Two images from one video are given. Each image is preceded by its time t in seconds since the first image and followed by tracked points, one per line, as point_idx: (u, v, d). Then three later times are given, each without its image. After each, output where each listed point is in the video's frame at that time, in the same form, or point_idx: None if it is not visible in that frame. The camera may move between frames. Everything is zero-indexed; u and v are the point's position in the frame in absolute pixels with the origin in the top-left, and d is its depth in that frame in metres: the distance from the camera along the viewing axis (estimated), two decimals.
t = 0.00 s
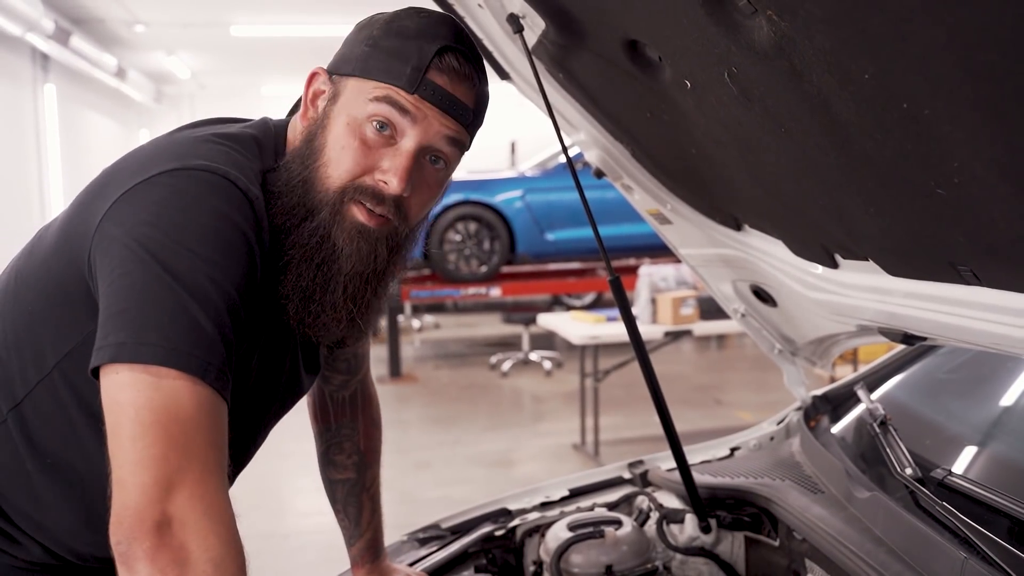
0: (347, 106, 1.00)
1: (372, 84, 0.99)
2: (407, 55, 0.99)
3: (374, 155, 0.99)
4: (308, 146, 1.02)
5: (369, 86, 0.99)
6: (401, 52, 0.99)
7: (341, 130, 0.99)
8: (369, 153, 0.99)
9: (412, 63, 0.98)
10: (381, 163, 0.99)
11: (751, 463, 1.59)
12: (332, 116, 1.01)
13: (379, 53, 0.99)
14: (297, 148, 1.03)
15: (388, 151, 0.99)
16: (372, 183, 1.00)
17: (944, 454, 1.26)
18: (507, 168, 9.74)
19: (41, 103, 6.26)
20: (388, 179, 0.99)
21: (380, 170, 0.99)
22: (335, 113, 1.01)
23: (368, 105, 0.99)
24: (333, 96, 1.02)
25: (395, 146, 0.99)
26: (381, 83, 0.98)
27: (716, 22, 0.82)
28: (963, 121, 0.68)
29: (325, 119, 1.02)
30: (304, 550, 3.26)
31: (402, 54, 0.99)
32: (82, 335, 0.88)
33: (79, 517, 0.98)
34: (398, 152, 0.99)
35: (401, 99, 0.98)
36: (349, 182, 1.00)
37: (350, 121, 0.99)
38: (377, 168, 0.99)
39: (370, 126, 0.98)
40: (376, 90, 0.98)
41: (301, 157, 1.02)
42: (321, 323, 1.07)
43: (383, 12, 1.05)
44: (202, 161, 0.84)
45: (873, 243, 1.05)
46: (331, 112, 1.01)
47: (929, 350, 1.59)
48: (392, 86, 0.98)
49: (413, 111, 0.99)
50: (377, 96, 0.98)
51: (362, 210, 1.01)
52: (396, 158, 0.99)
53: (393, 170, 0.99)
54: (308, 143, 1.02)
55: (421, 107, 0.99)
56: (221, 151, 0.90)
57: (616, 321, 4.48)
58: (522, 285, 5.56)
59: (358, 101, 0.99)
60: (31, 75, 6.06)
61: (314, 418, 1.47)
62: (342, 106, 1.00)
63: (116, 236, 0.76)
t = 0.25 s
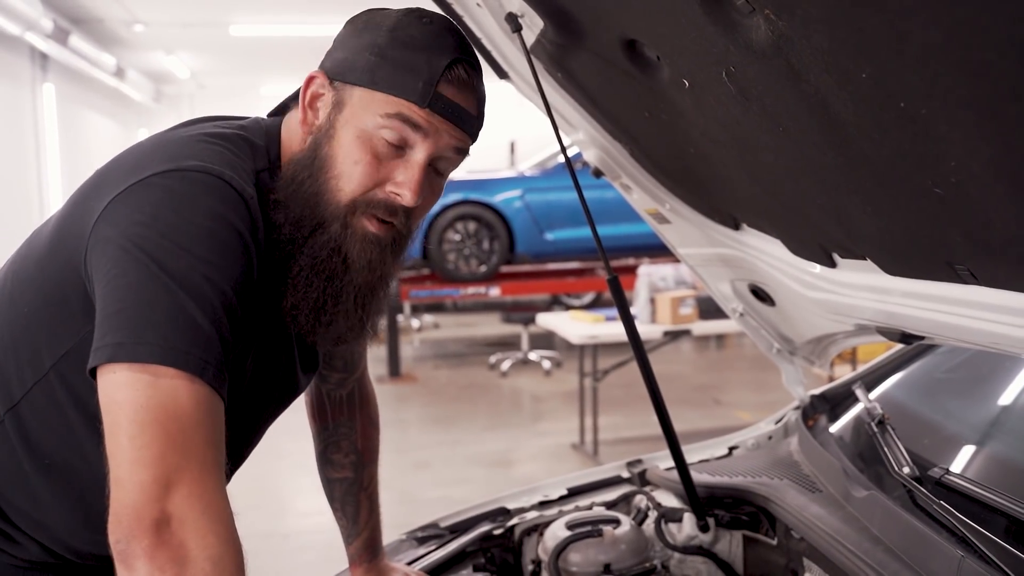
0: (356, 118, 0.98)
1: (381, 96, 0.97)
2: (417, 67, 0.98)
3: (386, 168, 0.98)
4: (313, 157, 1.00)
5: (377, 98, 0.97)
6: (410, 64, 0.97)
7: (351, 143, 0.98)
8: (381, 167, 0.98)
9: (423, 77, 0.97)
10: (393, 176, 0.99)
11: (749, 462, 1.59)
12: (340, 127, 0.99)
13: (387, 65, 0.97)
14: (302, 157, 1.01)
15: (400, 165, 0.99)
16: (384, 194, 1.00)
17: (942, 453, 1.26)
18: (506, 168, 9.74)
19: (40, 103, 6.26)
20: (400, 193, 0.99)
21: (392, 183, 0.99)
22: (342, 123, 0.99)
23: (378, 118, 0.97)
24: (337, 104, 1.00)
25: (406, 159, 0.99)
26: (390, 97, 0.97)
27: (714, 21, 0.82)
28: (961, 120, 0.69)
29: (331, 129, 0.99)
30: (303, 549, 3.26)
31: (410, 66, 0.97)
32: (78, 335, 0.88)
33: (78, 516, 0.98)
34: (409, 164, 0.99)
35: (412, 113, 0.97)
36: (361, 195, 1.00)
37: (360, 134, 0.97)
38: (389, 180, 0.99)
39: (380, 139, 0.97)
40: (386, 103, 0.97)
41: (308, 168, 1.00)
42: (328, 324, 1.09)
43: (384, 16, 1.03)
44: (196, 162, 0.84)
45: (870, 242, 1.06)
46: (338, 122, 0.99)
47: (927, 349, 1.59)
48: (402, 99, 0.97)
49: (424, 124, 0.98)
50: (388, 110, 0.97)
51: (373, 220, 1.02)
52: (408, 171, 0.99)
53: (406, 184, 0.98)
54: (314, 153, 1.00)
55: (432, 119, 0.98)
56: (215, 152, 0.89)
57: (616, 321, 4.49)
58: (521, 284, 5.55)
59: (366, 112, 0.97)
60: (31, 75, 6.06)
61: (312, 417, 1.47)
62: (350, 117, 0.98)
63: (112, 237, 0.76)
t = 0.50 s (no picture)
0: (362, 135, 0.97)
1: (388, 112, 0.96)
2: (420, 83, 0.97)
3: (397, 179, 1.00)
4: (320, 172, 0.99)
5: (384, 115, 0.96)
6: (412, 80, 0.97)
7: (361, 160, 0.97)
8: (391, 179, 0.99)
9: (429, 94, 0.97)
10: (404, 185, 1.01)
11: (746, 461, 1.59)
12: (346, 144, 0.97)
13: (391, 81, 0.96)
14: (307, 172, 0.99)
15: (409, 175, 1.00)
16: (395, 201, 1.03)
17: (940, 453, 1.26)
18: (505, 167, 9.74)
19: (38, 102, 6.26)
20: (412, 200, 1.02)
21: (402, 191, 1.02)
22: (348, 140, 0.97)
23: (387, 134, 0.97)
24: (340, 120, 0.97)
25: (415, 169, 1.00)
26: (399, 114, 0.96)
27: (711, 22, 0.82)
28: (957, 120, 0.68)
29: (337, 146, 0.98)
30: (302, 549, 3.26)
31: (413, 81, 0.97)
32: (74, 338, 0.88)
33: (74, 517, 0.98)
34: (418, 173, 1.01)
35: (420, 127, 0.97)
36: (371, 204, 1.01)
37: (369, 150, 0.97)
38: (400, 189, 1.01)
39: (390, 154, 0.98)
40: (394, 119, 0.96)
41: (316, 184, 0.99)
42: (335, 312, 1.13)
43: (376, 24, 1.00)
44: (185, 171, 0.84)
45: (867, 242, 1.06)
46: (344, 139, 0.97)
47: (926, 349, 1.59)
48: (410, 114, 0.97)
49: (431, 135, 0.99)
50: (396, 125, 0.97)
51: (383, 222, 1.05)
52: (416, 179, 1.01)
53: (419, 193, 1.01)
54: (320, 169, 0.99)
55: (438, 130, 0.99)
56: (207, 160, 0.89)
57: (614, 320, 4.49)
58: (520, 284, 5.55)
59: (374, 129, 0.97)
60: (29, 75, 6.06)
61: (305, 417, 1.47)
62: (356, 134, 0.97)
63: (105, 244, 0.76)
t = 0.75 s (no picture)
0: (348, 133, 0.97)
1: (373, 113, 0.97)
2: (407, 87, 0.98)
3: (378, 177, 1.01)
4: (303, 169, 0.99)
5: (370, 115, 0.97)
6: (400, 84, 0.98)
7: (345, 158, 0.98)
8: (373, 177, 1.00)
9: (414, 98, 0.98)
10: (384, 183, 1.02)
11: (744, 460, 1.59)
12: (331, 142, 0.98)
13: (378, 84, 0.97)
14: (291, 167, 0.99)
15: (390, 174, 1.01)
16: (375, 198, 1.03)
17: (939, 452, 1.26)
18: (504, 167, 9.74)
19: (37, 102, 6.25)
20: (391, 198, 1.03)
21: (382, 189, 1.02)
22: (333, 137, 0.98)
23: (372, 135, 0.97)
24: (327, 118, 0.98)
25: (396, 169, 1.01)
26: (384, 114, 0.97)
27: (710, 21, 0.82)
28: (953, 117, 0.69)
29: (322, 142, 0.98)
30: (301, 549, 3.26)
31: (400, 86, 0.98)
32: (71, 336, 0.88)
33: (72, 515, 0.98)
34: (400, 173, 1.02)
35: (404, 129, 0.98)
36: (352, 200, 1.02)
37: (353, 149, 0.97)
38: (380, 187, 1.02)
39: (373, 153, 0.98)
40: (379, 120, 0.97)
41: (300, 179, 0.99)
42: (312, 304, 1.14)
43: (366, 26, 1.00)
44: (149, 185, 0.86)
45: (864, 240, 1.06)
46: (329, 137, 0.98)
47: (923, 348, 1.60)
48: (395, 116, 0.97)
49: (414, 136, 1.00)
50: (381, 126, 0.97)
51: (363, 218, 1.06)
52: (397, 178, 1.02)
53: (399, 193, 1.02)
54: (304, 166, 0.99)
55: (419, 132, 1.01)
56: (179, 171, 0.91)
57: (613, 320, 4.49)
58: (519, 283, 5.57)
59: (359, 128, 0.97)
60: (27, 75, 6.05)
61: (297, 414, 1.48)
62: (341, 132, 0.97)
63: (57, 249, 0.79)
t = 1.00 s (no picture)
0: (345, 131, 0.97)
1: (371, 112, 0.96)
2: (405, 87, 0.98)
3: (374, 175, 1.00)
4: (299, 166, 0.99)
5: (367, 114, 0.96)
6: (398, 85, 0.97)
7: (341, 156, 0.97)
8: (368, 175, 0.99)
9: (412, 99, 0.98)
10: (379, 181, 1.01)
11: (744, 460, 1.59)
12: (328, 139, 0.97)
13: (377, 84, 0.96)
14: (288, 164, 1.00)
15: (386, 172, 1.01)
16: (370, 195, 1.03)
17: (939, 452, 1.26)
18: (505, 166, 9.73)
19: (38, 101, 6.25)
20: (386, 196, 1.02)
21: (378, 187, 1.02)
22: (330, 135, 0.97)
23: (368, 133, 0.97)
24: (324, 115, 0.97)
25: (392, 167, 1.01)
26: (381, 114, 0.96)
27: (710, 21, 0.82)
28: (952, 118, 0.68)
29: (319, 140, 0.98)
30: (301, 548, 3.25)
31: (399, 86, 0.97)
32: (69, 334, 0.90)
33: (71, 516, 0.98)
34: (395, 171, 1.01)
35: (400, 128, 0.98)
36: (347, 198, 1.01)
37: (350, 146, 0.97)
38: (375, 184, 1.01)
39: (370, 151, 0.98)
40: (376, 119, 0.97)
41: (296, 176, 0.99)
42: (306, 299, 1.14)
43: (365, 27, 1.00)
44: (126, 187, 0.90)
45: (864, 240, 1.05)
46: (326, 134, 0.97)
47: (924, 348, 1.59)
48: (392, 115, 0.97)
49: (410, 136, 0.99)
50: (378, 125, 0.97)
51: (357, 214, 1.05)
52: (393, 177, 1.01)
53: (394, 191, 1.02)
54: (301, 163, 0.99)
55: (416, 131, 1.00)
56: (161, 174, 0.94)
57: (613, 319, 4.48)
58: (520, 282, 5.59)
59: (356, 126, 0.97)
60: (28, 74, 6.05)
61: (295, 414, 1.48)
62: (338, 130, 0.97)
63: (38, 253, 0.84)
